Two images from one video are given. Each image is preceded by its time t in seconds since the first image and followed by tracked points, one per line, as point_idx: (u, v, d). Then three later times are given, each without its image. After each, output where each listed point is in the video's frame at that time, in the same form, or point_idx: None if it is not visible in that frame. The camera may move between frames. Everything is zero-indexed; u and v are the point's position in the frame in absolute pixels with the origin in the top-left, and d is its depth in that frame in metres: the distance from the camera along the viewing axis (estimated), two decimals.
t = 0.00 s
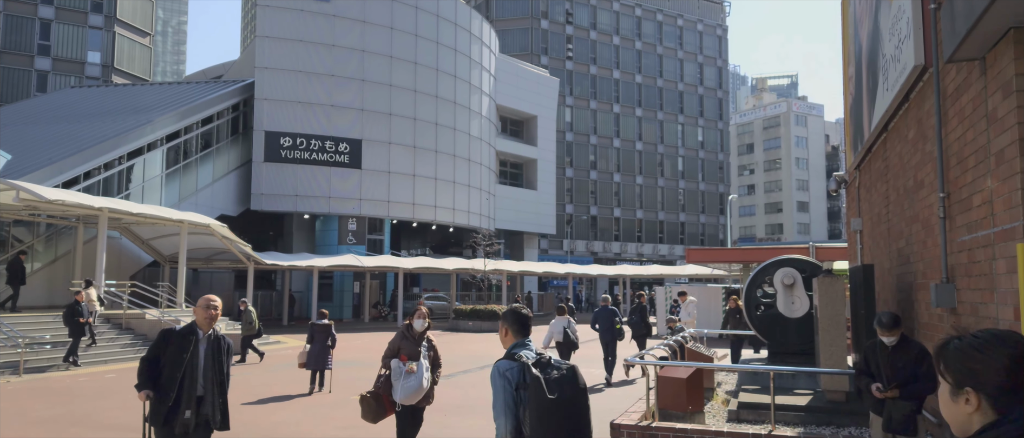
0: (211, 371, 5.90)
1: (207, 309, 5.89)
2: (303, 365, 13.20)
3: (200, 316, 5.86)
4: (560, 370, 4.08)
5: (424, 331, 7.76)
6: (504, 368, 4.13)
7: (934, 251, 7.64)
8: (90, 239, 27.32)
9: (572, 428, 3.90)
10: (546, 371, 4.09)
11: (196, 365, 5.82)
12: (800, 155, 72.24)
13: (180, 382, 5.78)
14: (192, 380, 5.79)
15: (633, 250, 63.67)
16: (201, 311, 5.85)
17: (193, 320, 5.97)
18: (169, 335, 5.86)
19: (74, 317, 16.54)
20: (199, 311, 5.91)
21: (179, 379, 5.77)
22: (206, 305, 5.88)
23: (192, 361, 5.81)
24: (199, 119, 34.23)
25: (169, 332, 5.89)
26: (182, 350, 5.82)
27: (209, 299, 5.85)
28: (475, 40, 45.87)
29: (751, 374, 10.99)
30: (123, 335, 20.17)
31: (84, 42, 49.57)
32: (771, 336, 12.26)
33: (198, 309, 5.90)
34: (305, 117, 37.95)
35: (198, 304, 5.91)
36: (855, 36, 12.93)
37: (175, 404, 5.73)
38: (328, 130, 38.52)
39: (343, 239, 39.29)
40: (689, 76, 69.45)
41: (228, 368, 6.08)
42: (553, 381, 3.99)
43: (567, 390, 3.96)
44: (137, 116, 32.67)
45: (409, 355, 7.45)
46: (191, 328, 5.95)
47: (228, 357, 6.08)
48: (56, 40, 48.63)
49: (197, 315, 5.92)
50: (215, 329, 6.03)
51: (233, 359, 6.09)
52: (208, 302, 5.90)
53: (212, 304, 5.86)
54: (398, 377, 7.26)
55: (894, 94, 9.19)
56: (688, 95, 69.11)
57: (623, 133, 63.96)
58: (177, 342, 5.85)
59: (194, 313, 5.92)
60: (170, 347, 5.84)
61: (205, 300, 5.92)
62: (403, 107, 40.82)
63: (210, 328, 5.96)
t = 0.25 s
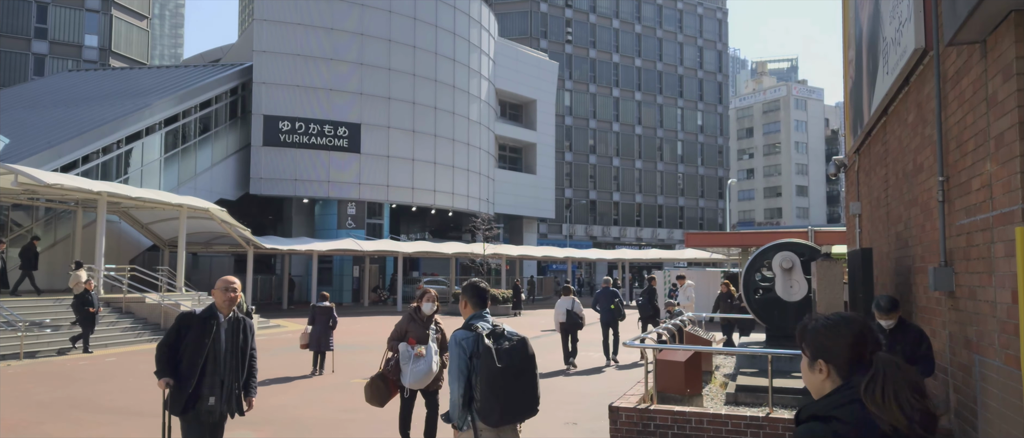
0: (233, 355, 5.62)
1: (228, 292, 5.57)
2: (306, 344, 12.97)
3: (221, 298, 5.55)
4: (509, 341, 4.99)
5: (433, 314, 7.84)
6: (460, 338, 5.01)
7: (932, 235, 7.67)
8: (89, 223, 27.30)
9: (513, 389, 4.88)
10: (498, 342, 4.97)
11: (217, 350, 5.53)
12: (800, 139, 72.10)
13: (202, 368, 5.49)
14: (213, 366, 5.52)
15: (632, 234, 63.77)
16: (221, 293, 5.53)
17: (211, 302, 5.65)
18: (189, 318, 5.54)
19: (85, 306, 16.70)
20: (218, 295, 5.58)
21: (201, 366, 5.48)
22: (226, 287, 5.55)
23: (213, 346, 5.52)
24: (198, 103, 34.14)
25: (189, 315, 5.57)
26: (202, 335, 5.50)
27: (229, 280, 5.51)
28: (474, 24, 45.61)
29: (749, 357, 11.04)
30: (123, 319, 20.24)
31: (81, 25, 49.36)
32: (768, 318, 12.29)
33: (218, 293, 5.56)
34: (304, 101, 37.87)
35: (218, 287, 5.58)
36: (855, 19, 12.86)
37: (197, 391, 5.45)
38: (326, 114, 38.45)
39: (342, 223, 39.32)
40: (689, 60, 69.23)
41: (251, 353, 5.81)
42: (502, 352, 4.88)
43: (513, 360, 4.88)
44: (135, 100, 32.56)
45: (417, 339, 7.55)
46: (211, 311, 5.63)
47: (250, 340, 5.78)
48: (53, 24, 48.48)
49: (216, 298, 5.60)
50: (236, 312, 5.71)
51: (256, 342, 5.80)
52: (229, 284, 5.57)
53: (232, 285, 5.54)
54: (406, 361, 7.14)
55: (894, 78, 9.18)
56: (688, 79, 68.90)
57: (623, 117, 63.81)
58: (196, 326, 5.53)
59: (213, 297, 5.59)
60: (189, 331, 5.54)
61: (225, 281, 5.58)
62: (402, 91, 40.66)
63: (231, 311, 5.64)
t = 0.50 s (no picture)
0: (252, 351, 5.24)
1: (243, 284, 5.21)
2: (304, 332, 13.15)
3: (235, 292, 5.18)
4: (472, 325, 5.13)
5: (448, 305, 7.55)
6: (426, 322, 5.17)
7: (931, 222, 7.67)
8: (88, 210, 27.26)
9: (474, 369, 5.06)
10: (460, 325, 5.13)
11: (235, 346, 5.17)
12: (799, 127, 72.02)
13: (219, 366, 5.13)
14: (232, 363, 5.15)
15: (631, 222, 63.81)
16: (235, 285, 5.17)
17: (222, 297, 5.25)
18: (201, 315, 5.17)
19: (96, 293, 16.84)
20: (231, 288, 5.20)
21: (217, 363, 5.12)
22: (240, 280, 5.20)
23: (229, 343, 5.15)
24: (196, 90, 34.06)
25: (201, 310, 5.20)
26: (219, 331, 5.14)
27: (242, 272, 5.16)
28: (474, 10, 45.38)
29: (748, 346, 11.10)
30: (123, 306, 20.27)
31: (78, 12, 49.39)
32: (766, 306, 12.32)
33: (231, 286, 5.19)
34: (302, 88, 37.77)
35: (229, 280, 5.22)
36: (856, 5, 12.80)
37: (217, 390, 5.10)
38: (325, 101, 38.36)
39: (342, 211, 39.31)
40: (689, 47, 69.05)
41: (271, 347, 5.42)
42: (461, 334, 5.04)
43: (473, 342, 5.05)
44: (133, 87, 32.44)
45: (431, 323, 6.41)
46: (224, 304, 5.25)
47: (270, 334, 5.40)
48: (50, 11, 48.56)
49: (228, 292, 5.22)
50: (251, 304, 5.34)
51: (275, 336, 5.41)
52: (242, 276, 5.20)
53: (245, 277, 5.19)
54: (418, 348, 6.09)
55: (894, 65, 9.15)
56: (688, 66, 68.75)
57: (622, 105, 63.69)
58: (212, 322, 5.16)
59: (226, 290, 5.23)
60: (204, 328, 5.16)
61: (236, 274, 5.21)
62: (401, 78, 40.52)
63: (245, 304, 5.27)
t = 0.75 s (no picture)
0: (273, 336, 5.17)
1: (263, 266, 5.17)
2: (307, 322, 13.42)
3: (256, 275, 5.14)
4: (438, 313, 5.56)
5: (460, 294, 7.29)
6: (397, 307, 5.51)
7: (930, 212, 7.66)
8: (88, 201, 27.27)
9: (438, 355, 5.46)
10: (427, 313, 5.53)
11: (254, 332, 5.10)
12: (799, 117, 71.90)
13: (239, 352, 5.05)
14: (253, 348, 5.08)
15: (631, 212, 63.83)
16: (255, 267, 5.15)
17: (241, 281, 5.21)
18: (221, 301, 5.10)
19: (108, 285, 16.81)
20: (251, 270, 5.17)
21: (238, 349, 5.03)
22: (260, 262, 5.16)
23: (250, 328, 5.08)
24: (195, 80, 34.00)
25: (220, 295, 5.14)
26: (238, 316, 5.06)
27: (262, 253, 5.15)
28: None
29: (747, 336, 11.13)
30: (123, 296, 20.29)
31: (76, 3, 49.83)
32: (765, 296, 12.29)
33: (252, 268, 5.15)
34: (301, 78, 37.68)
35: (248, 262, 5.19)
36: None
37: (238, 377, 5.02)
38: (324, 91, 38.28)
39: (341, 202, 39.29)
40: (689, 37, 68.89)
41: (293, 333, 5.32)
42: (428, 321, 5.46)
43: (438, 329, 5.49)
44: (132, 77, 32.36)
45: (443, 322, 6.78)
46: (245, 290, 5.18)
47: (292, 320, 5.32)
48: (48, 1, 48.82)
49: (249, 275, 5.18)
50: (271, 289, 5.27)
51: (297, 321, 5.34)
52: (263, 258, 5.18)
53: (264, 261, 5.17)
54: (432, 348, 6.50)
55: (894, 55, 9.13)
56: (687, 56, 68.62)
57: (622, 95, 63.60)
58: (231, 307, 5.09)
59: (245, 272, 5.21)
60: (223, 314, 5.07)
61: (257, 256, 5.19)
62: (400, 68, 40.40)
63: (266, 288, 5.21)
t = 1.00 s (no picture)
0: (300, 345, 5.09)
1: (295, 272, 5.05)
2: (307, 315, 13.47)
3: (286, 280, 5.02)
4: (412, 294, 5.77)
5: (467, 288, 7.14)
6: (371, 291, 5.63)
7: (931, 206, 7.65)
8: (88, 194, 27.27)
9: (417, 334, 5.63)
10: (402, 295, 5.74)
11: (280, 340, 5.01)
12: (800, 110, 71.78)
13: (264, 360, 4.95)
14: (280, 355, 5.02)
15: (631, 206, 63.84)
16: (286, 271, 5.00)
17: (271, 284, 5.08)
18: (247, 304, 4.98)
19: (116, 280, 16.84)
20: (282, 275, 5.02)
21: (263, 357, 4.94)
22: (291, 268, 5.02)
23: (276, 336, 4.98)
24: (194, 73, 33.95)
25: (248, 298, 5.02)
26: (266, 322, 4.96)
27: (295, 257, 5.00)
28: None
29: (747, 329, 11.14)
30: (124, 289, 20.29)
31: None
32: (766, 289, 12.31)
33: (283, 273, 5.01)
34: (301, 71, 37.64)
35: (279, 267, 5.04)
36: None
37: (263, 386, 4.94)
38: (324, 84, 38.23)
39: (341, 195, 39.32)
40: (690, 30, 68.73)
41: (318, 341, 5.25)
42: (407, 302, 5.68)
43: (414, 310, 5.67)
44: (132, 69, 32.30)
45: (456, 316, 6.84)
46: (272, 294, 5.07)
47: (319, 327, 5.25)
48: None
49: (279, 278, 5.03)
50: (300, 294, 5.17)
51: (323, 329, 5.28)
52: (295, 261, 5.04)
53: (297, 266, 5.03)
54: (446, 343, 6.61)
55: (895, 48, 9.11)
56: (688, 49, 68.48)
57: (622, 88, 63.50)
58: (258, 311, 4.97)
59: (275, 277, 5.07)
60: (249, 319, 4.96)
61: (289, 259, 5.04)
62: (400, 61, 40.34)
63: (295, 294, 5.11)
